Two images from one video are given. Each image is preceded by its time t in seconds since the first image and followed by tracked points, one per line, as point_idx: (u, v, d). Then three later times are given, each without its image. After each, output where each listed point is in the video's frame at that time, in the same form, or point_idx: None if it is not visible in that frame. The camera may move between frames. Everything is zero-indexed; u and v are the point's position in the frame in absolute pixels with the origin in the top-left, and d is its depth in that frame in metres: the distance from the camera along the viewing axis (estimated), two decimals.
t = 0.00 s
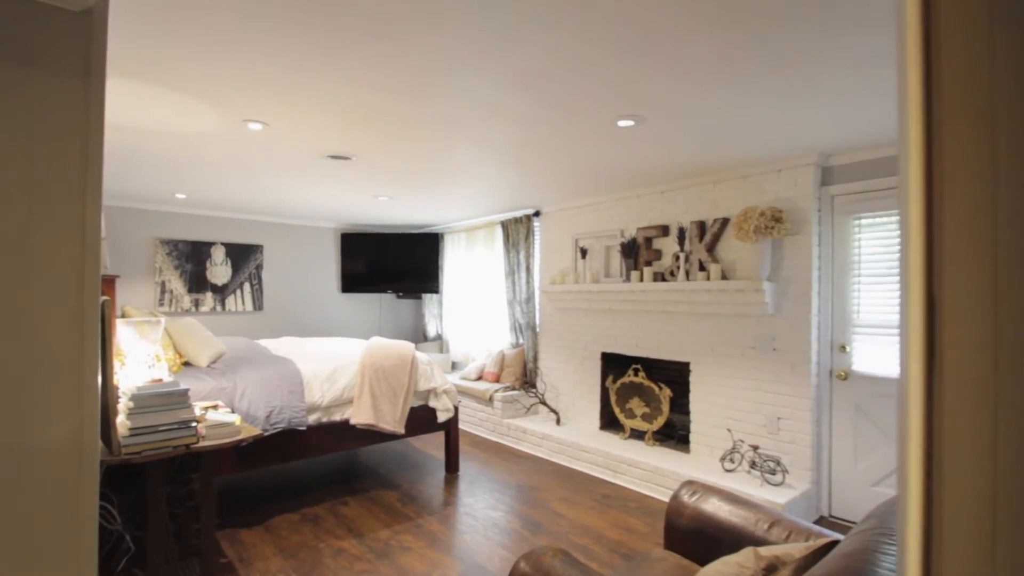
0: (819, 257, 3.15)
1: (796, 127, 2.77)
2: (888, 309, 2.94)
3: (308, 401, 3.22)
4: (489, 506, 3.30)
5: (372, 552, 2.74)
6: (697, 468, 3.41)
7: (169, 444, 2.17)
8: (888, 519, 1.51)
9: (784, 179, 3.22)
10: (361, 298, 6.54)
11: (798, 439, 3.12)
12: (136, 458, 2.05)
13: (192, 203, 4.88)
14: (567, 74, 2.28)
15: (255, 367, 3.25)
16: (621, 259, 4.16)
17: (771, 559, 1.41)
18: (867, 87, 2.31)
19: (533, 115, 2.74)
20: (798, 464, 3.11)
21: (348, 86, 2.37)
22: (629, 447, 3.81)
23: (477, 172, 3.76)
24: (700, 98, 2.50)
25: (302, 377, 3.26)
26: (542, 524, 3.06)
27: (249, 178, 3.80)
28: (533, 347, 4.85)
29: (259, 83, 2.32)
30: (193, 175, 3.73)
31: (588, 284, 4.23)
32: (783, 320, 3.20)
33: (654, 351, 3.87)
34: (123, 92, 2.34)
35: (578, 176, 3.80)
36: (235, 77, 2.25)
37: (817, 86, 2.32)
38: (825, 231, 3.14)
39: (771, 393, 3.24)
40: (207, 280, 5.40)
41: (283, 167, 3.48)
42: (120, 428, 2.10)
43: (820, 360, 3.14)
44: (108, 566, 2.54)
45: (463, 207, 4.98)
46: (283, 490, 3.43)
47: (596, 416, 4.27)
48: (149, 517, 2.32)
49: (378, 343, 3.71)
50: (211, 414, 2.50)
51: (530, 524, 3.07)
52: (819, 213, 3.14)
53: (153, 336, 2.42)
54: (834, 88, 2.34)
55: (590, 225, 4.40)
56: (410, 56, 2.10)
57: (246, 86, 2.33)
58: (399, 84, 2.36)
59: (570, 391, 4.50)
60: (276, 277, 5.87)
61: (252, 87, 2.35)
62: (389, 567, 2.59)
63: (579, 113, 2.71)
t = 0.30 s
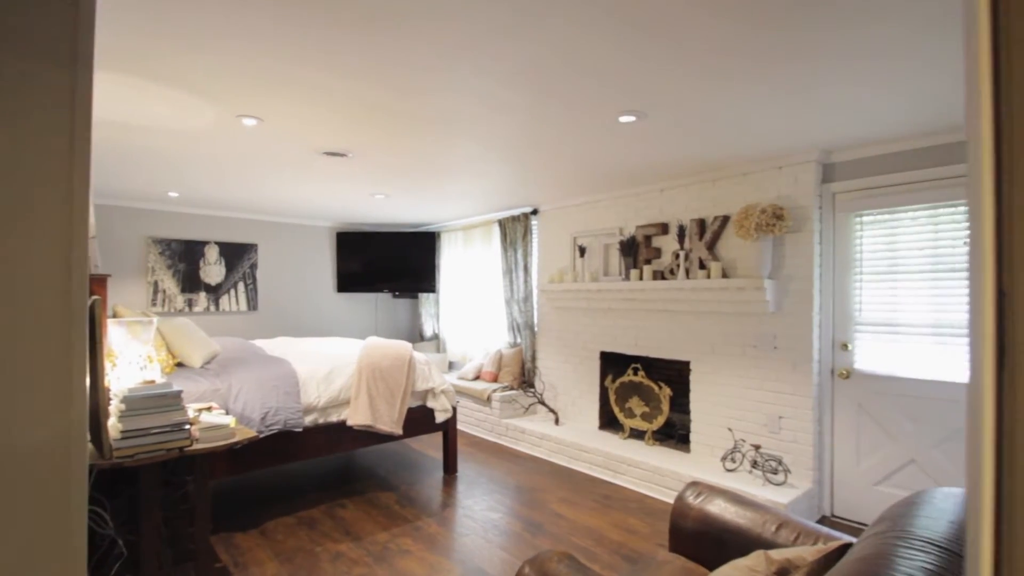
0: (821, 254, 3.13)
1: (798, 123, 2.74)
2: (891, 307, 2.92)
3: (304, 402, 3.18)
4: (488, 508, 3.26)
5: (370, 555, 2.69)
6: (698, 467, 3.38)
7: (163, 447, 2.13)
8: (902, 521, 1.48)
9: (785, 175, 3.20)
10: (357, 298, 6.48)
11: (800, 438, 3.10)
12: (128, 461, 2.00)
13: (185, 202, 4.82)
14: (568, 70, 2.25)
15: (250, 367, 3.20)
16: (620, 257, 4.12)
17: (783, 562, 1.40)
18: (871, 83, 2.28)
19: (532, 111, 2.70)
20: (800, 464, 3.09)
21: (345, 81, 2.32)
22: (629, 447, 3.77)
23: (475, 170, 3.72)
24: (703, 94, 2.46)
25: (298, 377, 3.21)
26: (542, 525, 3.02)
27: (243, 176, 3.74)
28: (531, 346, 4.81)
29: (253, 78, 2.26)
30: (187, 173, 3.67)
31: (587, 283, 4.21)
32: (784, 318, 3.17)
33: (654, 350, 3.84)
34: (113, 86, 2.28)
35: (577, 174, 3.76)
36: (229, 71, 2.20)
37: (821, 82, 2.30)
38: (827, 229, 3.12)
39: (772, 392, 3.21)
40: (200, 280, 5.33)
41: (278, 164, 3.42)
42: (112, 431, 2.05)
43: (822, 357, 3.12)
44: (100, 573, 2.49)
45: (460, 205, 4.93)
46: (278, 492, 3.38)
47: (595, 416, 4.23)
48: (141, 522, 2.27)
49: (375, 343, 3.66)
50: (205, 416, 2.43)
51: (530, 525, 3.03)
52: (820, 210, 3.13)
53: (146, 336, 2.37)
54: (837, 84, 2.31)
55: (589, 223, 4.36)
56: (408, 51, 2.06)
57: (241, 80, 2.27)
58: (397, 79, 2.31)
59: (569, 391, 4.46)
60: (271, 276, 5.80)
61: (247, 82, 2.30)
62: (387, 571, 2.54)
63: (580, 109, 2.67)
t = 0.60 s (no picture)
0: (827, 253, 3.08)
1: (804, 120, 2.69)
2: (898, 306, 2.88)
3: (302, 403, 3.12)
4: (489, 510, 3.21)
5: (370, 560, 2.64)
6: (702, 468, 3.33)
7: (158, 450, 2.06)
8: (920, 527, 1.44)
9: (790, 172, 3.15)
10: (355, 297, 6.43)
11: (805, 439, 3.06)
12: (121, 466, 1.94)
13: (180, 200, 4.75)
14: (570, 67, 2.20)
15: (246, 368, 3.15)
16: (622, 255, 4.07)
17: (798, 570, 1.38)
18: (879, 81, 2.24)
19: (533, 109, 2.65)
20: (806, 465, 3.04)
21: (344, 76, 2.27)
22: (631, 448, 3.73)
23: (475, 167, 3.67)
24: (708, 91, 2.41)
25: (296, 378, 3.15)
26: (545, 528, 2.97)
27: (240, 173, 3.69)
28: (532, 345, 4.77)
29: (248, 73, 2.21)
30: (182, 171, 3.61)
31: (588, 282, 4.16)
32: (789, 317, 3.13)
33: (656, 350, 3.79)
34: (104, 81, 2.22)
35: (579, 171, 3.71)
36: (222, 67, 2.15)
37: (827, 80, 2.25)
38: (833, 226, 3.08)
39: (777, 392, 3.17)
40: (196, 279, 5.27)
41: (274, 161, 3.36)
42: (105, 435, 1.99)
43: (828, 357, 3.08)
44: None
45: (459, 203, 4.88)
46: (276, 495, 3.33)
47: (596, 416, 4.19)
48: (136, 528, 2.22)
49: (373, 342, 3.60)
50: (200, 417, 2.36)
51: (533, 528, 2.98)
52: (826, 207, 3.08)
53: (140, 337, 2.31)
54: (844, 82, 2.27)
55: (590, 221, 4.31)
56: (406, 46, 2.01)
57: (236, 75, 2.22)
58: (396, 74, 2.26)
59: (570, 391, 4.42)
60: (268, 275, 5.74)
61: (241, 78, 2.24)
62: None
63: (583, 106, 2.61)
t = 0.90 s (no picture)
0: (839, 250, 3.01)
1: (816, 115, 2.62)
2: (912, 305, 2.81)
3: (303, 405, 3.07)
4: (494, 512, 3.15)
5: (372, 564, 2.58)
6: (711, 470, 3.27)
7: (155, 455, 1.98)
8: (946, 534, 1.37)
9: (801, 168, 3.08)
10: (357, 296, 6.37)
11: (817, 440, 2.99)
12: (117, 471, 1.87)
13: (179, 198, 4.70)
14: (576, 61, 2.13)
15: (246, 369, 3.09)
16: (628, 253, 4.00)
17: None
18: (896, 74, 2.16)
19: (537, 104, 2.59)
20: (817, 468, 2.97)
21: (343, 70, 2.20)
22: (638, 449, 3.66)
23: (478, 164, 3.60)
24: (719, 85, 2.34)
25: (297, 379, 3.09)
26: (550, 532, 2.91)
27: (239, 170, 3.62)
28: (536, 345, 4.71)
29: (245, 67, 2.15)
30: (181, 168, 3.55)
31: (593, 280, 4.10)
32: (800, 316, 3.06)
33: (663, 349, 3.73)
34: (96, 76, 2.16)
35: (584, 168, 3.64)
36: (218, 61, 2.09)
37: (842, 74, 2.18)
38: (846, 223, 3.00)
39: (788, 392, 3.10)
40: (196, 278, 5.21)
41: (274, 157, 3.30)
42: (101, 439, 1.92)
43: (839, 356, 3.01)
44: None
45: (462, 201, 4.82)
46: (278, 497, 3.27)
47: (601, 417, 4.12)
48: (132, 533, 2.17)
49: (375, 342, 3.54)
50: (199, 421, 2.29)
51: (538, 531, 2.92)
52: (838, 203, 3.01)
53: (137, 338, 2.24)
54: (860, 76, 2.19)
55: (595, 219, 4.25)
56: (406, 39, 1.94)
57: (232, 68, 2.15)
58: (398, 68, 2.19)
59: (575, 391, 4.35)
60: (268, 274, 5.69)
61: (238, 72, 2.18)
62: None
63: (589, 101, 2.54)
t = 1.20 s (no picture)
0: (857, 247, 2.92)
1: (834, 107, 2.53)
2: (935, 303, 2.72)
3: (306, 407, 3.00)
4: (501, 516, 3.08)
5: (376, 570, 2.52)
6: (723, 473, 3.18)
7: (153, 460, 1.92)
8: (984, 549, 1.28)
9: (817, 162, 2.98)
10: (362, 295, 6.32)
11: (834, 443, 2.90)
12: (113, 477, 1.81)
13: (182, 197, 4.66)
14: (584, 52, 2.05)
15: (248, 370, 3.03)
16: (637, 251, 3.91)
17: None
18: (919, 63, 2.07)
19: (544, 98, 2.51)
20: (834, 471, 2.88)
21: (343, 63, 2.13)
22: (648, 451, 3.58)
23: (484, 160, 3.53)
24: (733, 76, 2.25)
25: (299, 381, 3.03)
26: (559, 536, 2.83)
27: (241, 168, 3.57)
28: (543, 344, 4.63)
29: (242, 60, 2.08)
30: (182, 166, 3.50)
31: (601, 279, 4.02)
32: (816, 315, 2.97)
33: (674, 349, 3.64)
34: (90, 72, 2.11)
35: (592, 163, 3.56)
36: (215, 53, 2.02)
37: (863, 63, 2.08)
38: (864, 218, 2.91)
39: (803, 394, 3.01)
40: (200, 278, 5.18)
41: (276, 155, 3.25)
42: (97, 444, 1.86)
43: (858, 357, 2.92)
44: None
45: (467, 198, 4.75)
46: (281, 501, 3.21)
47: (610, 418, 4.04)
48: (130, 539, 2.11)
49: (380, 343, 3.48)
50: (198, 425, 2.21)
51: (546, 536, 2.85)
52: (857, 198, 2.91)
53: (135, 340, 2.17)
54: (881, 65, 2.09)
55: (603, 216, 4.17)
56: (408, 30, 1.87)
57: (229, 62, 2.09)
58: (399, 60, 2.11)
59: (583, 391, 4.27)
60: (273, 273, 5.65)
61: (235, 65, 2.12)
62: None
63: (598, 94, 2.46)
